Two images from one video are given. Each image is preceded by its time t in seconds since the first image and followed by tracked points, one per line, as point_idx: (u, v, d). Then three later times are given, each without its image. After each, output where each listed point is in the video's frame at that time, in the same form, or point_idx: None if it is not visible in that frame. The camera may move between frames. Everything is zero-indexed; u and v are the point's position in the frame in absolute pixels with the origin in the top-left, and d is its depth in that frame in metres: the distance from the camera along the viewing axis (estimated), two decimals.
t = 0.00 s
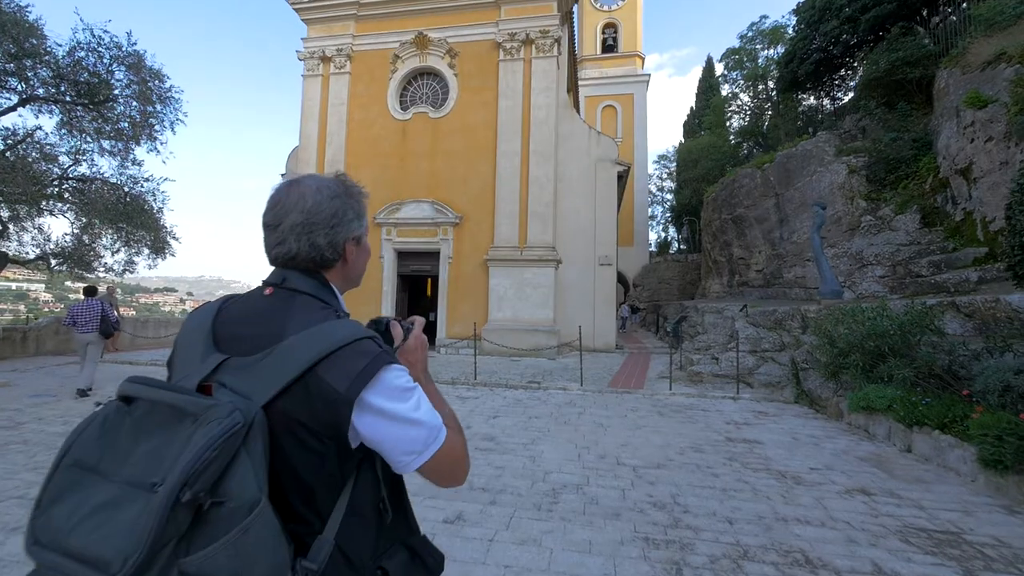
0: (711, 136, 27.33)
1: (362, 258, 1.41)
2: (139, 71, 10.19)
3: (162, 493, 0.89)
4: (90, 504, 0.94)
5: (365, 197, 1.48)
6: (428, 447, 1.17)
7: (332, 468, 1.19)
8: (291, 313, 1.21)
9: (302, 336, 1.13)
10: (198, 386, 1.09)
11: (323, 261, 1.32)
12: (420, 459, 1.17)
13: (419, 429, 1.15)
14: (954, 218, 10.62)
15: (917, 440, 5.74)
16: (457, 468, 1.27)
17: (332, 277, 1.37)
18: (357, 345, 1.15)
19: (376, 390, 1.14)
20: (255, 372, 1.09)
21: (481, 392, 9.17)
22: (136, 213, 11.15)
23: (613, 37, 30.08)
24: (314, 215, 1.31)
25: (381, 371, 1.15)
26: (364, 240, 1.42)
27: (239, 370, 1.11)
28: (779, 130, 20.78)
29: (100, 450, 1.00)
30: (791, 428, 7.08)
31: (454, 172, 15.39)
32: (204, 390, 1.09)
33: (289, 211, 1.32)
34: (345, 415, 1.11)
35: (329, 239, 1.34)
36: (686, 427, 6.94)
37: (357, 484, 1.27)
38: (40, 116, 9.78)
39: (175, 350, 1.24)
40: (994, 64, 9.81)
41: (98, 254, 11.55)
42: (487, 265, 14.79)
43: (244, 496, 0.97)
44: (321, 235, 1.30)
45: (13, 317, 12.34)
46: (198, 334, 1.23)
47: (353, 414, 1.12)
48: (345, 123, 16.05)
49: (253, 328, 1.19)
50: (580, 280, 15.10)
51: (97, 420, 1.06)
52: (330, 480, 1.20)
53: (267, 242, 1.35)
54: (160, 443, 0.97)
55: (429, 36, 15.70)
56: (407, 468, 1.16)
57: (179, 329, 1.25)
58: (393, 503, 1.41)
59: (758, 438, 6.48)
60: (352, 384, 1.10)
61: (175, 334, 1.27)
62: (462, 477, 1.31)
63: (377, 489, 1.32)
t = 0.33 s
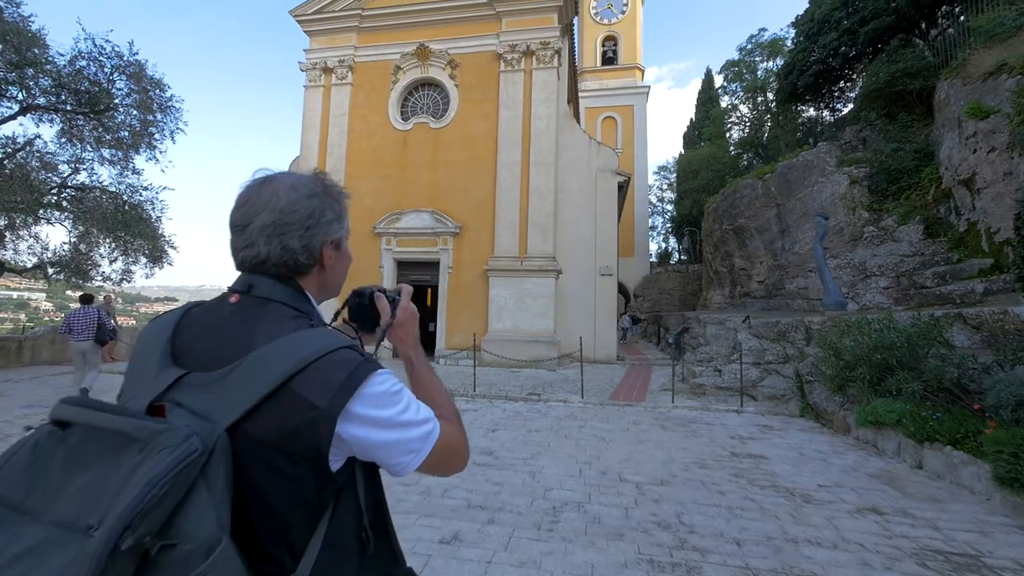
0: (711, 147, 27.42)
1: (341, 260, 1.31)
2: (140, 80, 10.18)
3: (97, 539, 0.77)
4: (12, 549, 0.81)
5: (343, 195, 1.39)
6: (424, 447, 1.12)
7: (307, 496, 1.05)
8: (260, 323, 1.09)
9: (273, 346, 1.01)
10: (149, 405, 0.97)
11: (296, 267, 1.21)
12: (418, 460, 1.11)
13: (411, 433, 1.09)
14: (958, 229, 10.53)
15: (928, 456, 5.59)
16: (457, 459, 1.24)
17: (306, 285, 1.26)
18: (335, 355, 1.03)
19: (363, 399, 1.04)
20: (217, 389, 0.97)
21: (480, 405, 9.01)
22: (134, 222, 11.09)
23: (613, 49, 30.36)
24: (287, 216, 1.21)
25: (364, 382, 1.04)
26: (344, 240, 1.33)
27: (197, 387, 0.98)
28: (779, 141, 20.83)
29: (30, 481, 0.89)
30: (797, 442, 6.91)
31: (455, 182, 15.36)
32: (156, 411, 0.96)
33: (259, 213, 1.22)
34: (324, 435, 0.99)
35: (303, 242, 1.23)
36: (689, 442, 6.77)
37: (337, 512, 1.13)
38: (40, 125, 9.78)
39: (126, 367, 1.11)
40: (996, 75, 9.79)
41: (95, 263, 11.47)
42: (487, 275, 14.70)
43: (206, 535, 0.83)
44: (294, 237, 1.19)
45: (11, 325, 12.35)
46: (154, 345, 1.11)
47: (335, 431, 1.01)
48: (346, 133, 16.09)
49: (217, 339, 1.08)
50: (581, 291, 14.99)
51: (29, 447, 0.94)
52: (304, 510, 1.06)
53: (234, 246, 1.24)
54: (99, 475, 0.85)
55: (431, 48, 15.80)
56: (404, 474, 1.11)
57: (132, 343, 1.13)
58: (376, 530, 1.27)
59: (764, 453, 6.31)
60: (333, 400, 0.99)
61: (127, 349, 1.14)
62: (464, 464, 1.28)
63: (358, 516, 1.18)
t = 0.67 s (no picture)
0: (711, 158, 27.51)
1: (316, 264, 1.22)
2: (141, 89, 10.18)
3: None
4: None
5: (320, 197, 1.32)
6: (411, 455, 1.05)
7: (273, 533, 0.93)
8: (218, 337, 0.99)
9: (230, 362, 0.91)
10: (79, 436, 0.86)
11: (262, 272, 1.12)
12: (406, 468, 1.05)
13: (395, 442, 1.01)
14: (961, 240, 10.45)
15: (939, 473, 5.44)
16: (452, 456, 1.19)
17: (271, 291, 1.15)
18: (304, 370, 0.94)
19: (341, 415, 0.95)
20: (161, 414, 0.86)
21: (479, 417, 8.84)
22: (132, 231, 11.01)
23: (613, 62, 30.66)
24: (254, 216, 1.13)
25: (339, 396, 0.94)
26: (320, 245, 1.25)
27: (138, 413, 0.88)
28: (779, 152, 20.90)
29: None
30: (804, 457, 6.74)
31: (455, 192, 15.34)
32: (87, 442, 0.85)
33: (222, 212, 1.14)
34: (293, 461, 0.88)
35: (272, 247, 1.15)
36: (693, 456, 6.62)
37: (310, 547, 1.01)
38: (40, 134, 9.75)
39: (63, 391, 0.99)
40: (996, 86, 9.80)
41: (93, 272, 11.36)
42: (487, 285, 14.61)
43: None
44: (260, 240, 1.11)
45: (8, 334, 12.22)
46: (95, 367, 1.00)
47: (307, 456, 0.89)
48: (347, 143, 16.11)
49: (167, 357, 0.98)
50: (581, 301, 14.88)
51: None
52: (271, 550, 0.93)
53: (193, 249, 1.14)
54: (20, 521, 0.75)
55: (432, 59, 15.90)
56: (392, 484, 1.04)
57: (70, 365, 1.02)
58: (355, 563, 1.14)
59: (770, 469, 6.15)
60: (301, 423, 0.88)
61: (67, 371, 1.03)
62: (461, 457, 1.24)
63: (334, 547, 1.06)
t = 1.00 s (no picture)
0: (711, 169, 27.59)
1: (290, 270, 1.16)
2: (141, 99, 10.20)
3: None
4: None
5: (294, 200, 1.26)
6: (396, 468, 0.97)
7: None
8: (166, 354, 0.90)
9: (176, 382, 0.82)
10: None
11: (224, 278, 1.05)
12: (391, 483, 0.96)
13: (377, 455, 0.93)
14: (964, 250, 10.38)
15: (950, 489, 5.29)
16: (444, 460, 1.13)
17: (236, 303, 1.08)
18: (264, 389, 0.85)
19: (312, 431, 0.86)
20: (90, 444, 0.78)
21: (477, 430, 8.68)
22: (128, 240, 10.92)
23: (612, 74, 30.94)
24: (220, 215, 1.07)
25: (307, 412, 0.86)
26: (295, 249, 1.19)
27: (65, 445, 0.79)
28: (778, 163, 20.93)
29: None
30: (810, 472, 6.59)
31: (454, 202, 15.31)
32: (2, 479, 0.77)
33: (185, 209, 1.08)
34: (252, 495, 0.78)
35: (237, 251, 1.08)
36: (696, 471, 6.46)
37: None
38: (39, 143, 9.73)
39: None
40: (996, 97, 9.81)
41: (89, 281, 11.25)
42: (486, 295, 14.52)
43: None
44: (224, 241, 1.05)
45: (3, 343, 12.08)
46: (18, 391, 0.90)
47: (268, 485, 0.80)
48: (347, 153, 16.13)
49: (104, 377, 0.89)
50: (581, 311, 14.77)
51: None
52: None
53: (149, 250, 1.08)
54: None
55: (432, 70, 15.99)
56: (377, 502, 0.95)
57: None
58: None
59: (776, 484, 5.99)
60: (260, 450, 0.79)
61: None
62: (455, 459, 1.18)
63: None
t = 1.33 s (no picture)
0: (710, 179, 27.67)
1: (261, 273, 1.08)
2: (139, 107, 10.21)
3: None
4: None
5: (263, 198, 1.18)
6: (379, 488, 0.89)
7: None
8: (102, 372, 0.81)
9: (107, 405, 0.73)
10: None
11: (179, 284, 0.96)
12: (374, 504, 0.88)
13: (353, 476, 0.84)
14: (966, 261, 10.33)
15: (961, 505, 5.15)
16: (435, 469, 1.06)
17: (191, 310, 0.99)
18: (214, 412, 0.75)
19: (272, 457, 0.77)
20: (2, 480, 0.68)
21: (476, 442, 8.51)
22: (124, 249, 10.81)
23: (611, 86, 31.20)
24: (175, 213, 0.99)
25: (263, 438, 0.76)
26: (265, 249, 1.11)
27: None
28: (777, 173, 20.97)
29: None
30: (816, 487, 6.44)
31: (454, 211, 15.27)
32: None
33: (135, 205, 1.00)
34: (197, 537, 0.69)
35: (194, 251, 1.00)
36: (700, 486, 6.31)
37: None
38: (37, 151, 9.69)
39: None
40: (995, 107, 9.82)
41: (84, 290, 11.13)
42: (485, 305, 14.42)
43: None
44: (180, 241, 0.97)
45: None
46: None
47: (214, 525, 0.70)
48: (346, 163, 16.14)
49: (25, 396, 0.79)
50: (581, 322, 14.66)
51: None
52: None
53: (91, 252, 0.98)
54: None
55: (432, 81, 16.05)
56: (359, 526, 0.87)
57: None
58: None
59: (781, 500, 5.84)
60: (205, 486, 0.69)
61: None
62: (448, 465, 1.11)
63: None
